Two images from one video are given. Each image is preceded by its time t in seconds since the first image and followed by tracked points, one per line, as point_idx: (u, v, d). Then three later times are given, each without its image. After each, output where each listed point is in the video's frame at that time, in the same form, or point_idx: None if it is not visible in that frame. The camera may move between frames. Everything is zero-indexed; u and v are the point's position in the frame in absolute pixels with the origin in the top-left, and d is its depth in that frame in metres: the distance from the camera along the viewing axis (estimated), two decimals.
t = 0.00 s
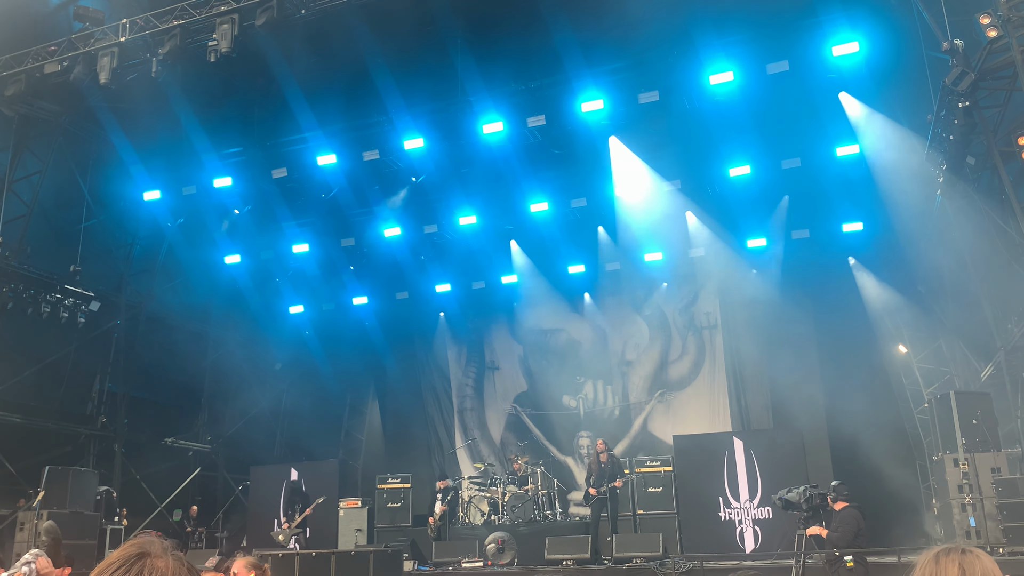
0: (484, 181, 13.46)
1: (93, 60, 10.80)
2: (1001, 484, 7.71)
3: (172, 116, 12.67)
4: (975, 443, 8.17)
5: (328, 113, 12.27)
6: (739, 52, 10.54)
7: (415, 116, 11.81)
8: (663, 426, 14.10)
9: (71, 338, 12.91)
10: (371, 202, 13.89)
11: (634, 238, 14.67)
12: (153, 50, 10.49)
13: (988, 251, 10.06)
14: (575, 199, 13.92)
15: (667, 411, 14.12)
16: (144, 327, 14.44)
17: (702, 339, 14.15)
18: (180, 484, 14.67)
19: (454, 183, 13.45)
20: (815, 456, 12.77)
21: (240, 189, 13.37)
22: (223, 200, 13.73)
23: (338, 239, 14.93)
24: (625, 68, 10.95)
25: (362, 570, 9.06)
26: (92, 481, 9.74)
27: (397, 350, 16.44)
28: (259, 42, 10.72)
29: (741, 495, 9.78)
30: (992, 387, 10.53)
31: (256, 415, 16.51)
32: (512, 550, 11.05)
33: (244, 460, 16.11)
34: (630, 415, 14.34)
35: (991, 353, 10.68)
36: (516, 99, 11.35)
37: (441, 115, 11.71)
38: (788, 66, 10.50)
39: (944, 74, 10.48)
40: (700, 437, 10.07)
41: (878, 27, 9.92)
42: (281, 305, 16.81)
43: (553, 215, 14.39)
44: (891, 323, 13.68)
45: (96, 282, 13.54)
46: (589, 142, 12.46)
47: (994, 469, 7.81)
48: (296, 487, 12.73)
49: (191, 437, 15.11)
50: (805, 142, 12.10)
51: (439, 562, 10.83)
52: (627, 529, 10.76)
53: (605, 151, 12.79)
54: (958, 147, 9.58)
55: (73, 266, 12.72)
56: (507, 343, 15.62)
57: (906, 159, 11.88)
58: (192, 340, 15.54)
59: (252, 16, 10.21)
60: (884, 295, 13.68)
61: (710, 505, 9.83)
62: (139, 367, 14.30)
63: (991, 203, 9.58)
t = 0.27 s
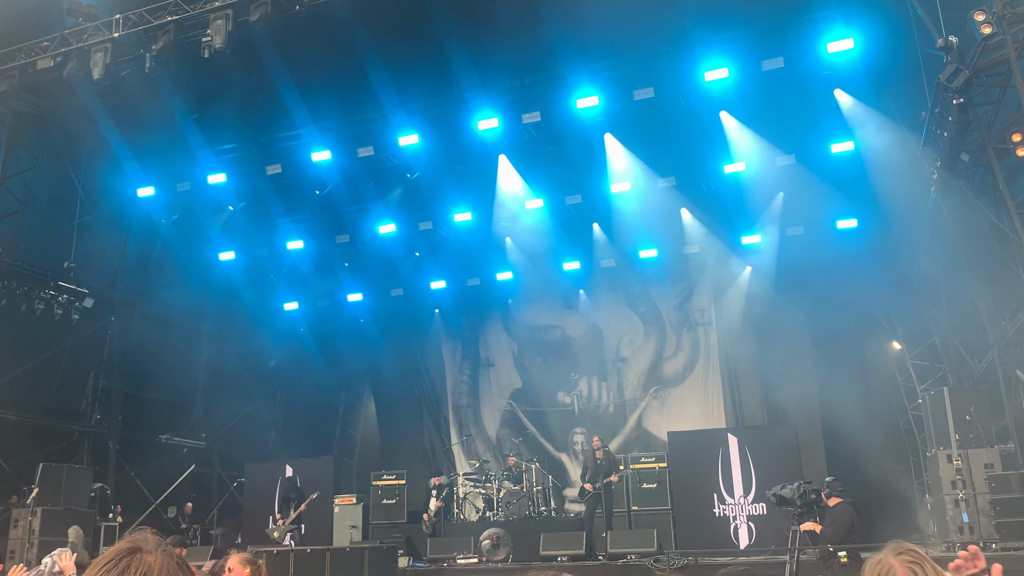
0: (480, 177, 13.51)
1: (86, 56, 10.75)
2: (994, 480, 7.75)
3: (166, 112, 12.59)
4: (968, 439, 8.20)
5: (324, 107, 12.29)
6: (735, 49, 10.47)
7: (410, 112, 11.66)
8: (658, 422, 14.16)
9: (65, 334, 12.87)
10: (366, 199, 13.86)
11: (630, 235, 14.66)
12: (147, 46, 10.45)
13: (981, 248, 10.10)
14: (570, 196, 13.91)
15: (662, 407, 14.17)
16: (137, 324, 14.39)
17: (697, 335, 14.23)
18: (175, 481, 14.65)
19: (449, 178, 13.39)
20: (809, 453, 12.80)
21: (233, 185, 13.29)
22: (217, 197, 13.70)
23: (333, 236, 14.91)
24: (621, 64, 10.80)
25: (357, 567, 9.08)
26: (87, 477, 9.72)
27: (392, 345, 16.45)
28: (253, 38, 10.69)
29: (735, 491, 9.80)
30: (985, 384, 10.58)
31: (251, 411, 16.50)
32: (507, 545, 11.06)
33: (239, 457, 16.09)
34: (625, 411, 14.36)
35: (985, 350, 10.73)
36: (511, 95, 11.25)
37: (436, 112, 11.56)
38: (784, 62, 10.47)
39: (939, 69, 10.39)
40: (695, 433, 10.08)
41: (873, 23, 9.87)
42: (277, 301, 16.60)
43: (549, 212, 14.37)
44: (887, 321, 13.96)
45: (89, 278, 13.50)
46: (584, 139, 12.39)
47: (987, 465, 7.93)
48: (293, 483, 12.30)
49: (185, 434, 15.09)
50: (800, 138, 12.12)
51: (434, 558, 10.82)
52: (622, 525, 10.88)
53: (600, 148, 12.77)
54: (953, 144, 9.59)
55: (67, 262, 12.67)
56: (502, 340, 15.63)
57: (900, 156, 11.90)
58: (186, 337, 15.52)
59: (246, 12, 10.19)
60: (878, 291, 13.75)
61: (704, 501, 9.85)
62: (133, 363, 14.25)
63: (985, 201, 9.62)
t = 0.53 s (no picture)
0: (476, 173, 13.48)
1: (82, 52, 10.72)
2: (991, 475, 7.73)
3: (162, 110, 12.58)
4: (965, 434, 8.21)
5: (320, 103, 12.15)
6: (731, 45, 10.46)
7: (407, 109, 11.67)
8: (656, 419, 14.13)
9: (61, 332, 12.85)
10: (363, 196, 13.85)
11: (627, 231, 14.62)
12: (144, 42, 10.42)
13: (978, 243, 10.11)
14: (567, 192, 13.90)
15: (659, 403, 14.17)
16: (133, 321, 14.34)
17: (694, 331, 14.22)
18: (172, 478, 14.65)
19: (445, 175, 13.41)
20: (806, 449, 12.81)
21: (230, 182, 13.29)
22: (214, 193, 13.69)
23: (330, 232, 14.91)
24: (618, 59, 10.80)
25: (355, 563, 9.09)
26: (83, 475, 9.70)
27: (389, 341, 16.47)
28: (249, 34, 10.65)
29: (733, 487, 9.80)
30: (983, 380, 10.59)
31: (249, 408, 16.50)
32: (504, 543, 11.05)
33: (236, 454, 16.08)
34: (622, 408, 14.37)
35: (982, 345, 10.74)
36: (507, 91, 11.25)
37: (433, 108, 11.56)
38: (781, 58, 10.46)
39: (936, 65, 10.44)
40: (692, 429, 10.08)
41: (869, 18, 9.89)
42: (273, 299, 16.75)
43: (546, 208, 14.36)
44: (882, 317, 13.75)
45: (86, 276, 13.46)
46: (581, 135, 12.38)
47: (984, 461, 7.83)
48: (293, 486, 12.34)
49: (183, 431, 15.08)
50: (797, 134, 12.11)
51: (432, 556, 10.76)
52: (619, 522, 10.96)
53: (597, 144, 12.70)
54: (949, 140, 9.58)
55: (64, 259, 12.67)
56: (500, 337, 15.62)
57: (896, 151, 11.91)
58: (184, 333, 15.51)
59: (242, 8, 10.13)
60: (874, 287, 13.77)
61: (701, 497, 9.86)
62: (129, 361, 14.22)
63: (981, 196, 9.62)
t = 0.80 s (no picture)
0: (473, 172, 13.48)
1: (77, 51, 10.72)
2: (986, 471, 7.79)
3: (158, 111, 12.44)
4: (959, 431, 8.22)
5: (315, 103, 12.19)
6: (726, 43, 10.47)
7: (403, 108, 11.66)
8: (651, 415, 14.20)
9: (57, 332, 12.83)
10: (359, 194, 13.84)
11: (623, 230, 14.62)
12: (138, 41, 10.42)
13: (974, 240, 10.13)
14: (563, 190, 13.85)
15: (655, 401, 14.21)
16: (128, 321, 14.34)
17: (690, 329, 14.32)
18: (169, 478, 14.64)
19: (441, 174, 13.40)
20: (802, 446, 12.86)
21: (224, 180, 13.23)
22: (209, 192, 13.61)
23: (326, 231, 14.92)
24: (614, 57, 10.79)
25: (352, 563, 9.05)
26: (79, 475, 9.69)
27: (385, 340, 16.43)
28: (245, 33, 10.63)
29: (729, 484, 9.82)
30: (978, 376, 10.63)
31: (245, 407, 16.49)
32: (501, 541, 11.09)
33: (233, 453, 16.05)
34: (618, 405, 14.40)
35: (977, 342, 10.78)
36: (502, 89, 11.29)
37: (428, 107, 11.56)
38: (776, 56, 10.47)
39: (931, 62, 10.61)
40: (689, 426, 10.10)
41: (863, 16, 9.93)
42: (269, 298, 16.68)
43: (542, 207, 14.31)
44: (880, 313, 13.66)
45: (81, 275, 13.45)
46: (577, 134, 12.34)
47: (978, 457, 7.96)
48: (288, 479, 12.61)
49: (179, 430, 15.07)
50: (793, 132, 12.10)
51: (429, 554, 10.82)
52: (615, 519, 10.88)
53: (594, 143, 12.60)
54: (943, 138, 9.65)
55: (59, 258, 12.71)
56: (495, 334, 15.65)
57: (891, 147, 11.94)
58: (180, 332, 15.51)
59: (237, 7, 10.11)
60: (870, 284, 13.79)
61: (698, 494, 9.87)
62: (124, 361, 14.19)
63: (976, 194, 9.64)
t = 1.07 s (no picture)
0: (469, 166, 13.48)
1: (70, 45, 10.66)
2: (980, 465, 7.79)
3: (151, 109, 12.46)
4: (953, 425, 8.26)
5: (311, 98, 11.91)
6: (722, 39, 10.50)
7: (399, 102, 11.87)
8: (647, 410, 14.19)
9: (52, 327, 12.80)
10: (354, 188, 13.82)
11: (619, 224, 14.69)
12: (132, 35, 10.38)
13: (969, 235, 10.14)
14: (559, 184, 13.84)
15: (651, 396, 14.21)
16: (125, 315, 14.46)
17: (686, 324, 14.28)
18: (165, 472, 14.65)
19: (437, 168, 13.39)
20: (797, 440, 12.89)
21: (221, 175, 13.32)
22: (204, 186, 13.60)
23: (322, 226, 14.89)
24: (607, 53, 10.89)
25: (348, 557, 9.06)
26: (75, 470, 9.67)
27: (381, 334, 16.51)
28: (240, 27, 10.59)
29: (724, 479, 9.85)
30: (972, 370, 10.67)
31: (241, 402, 16.49)
32: (497, 535, 11.00)
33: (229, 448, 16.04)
34: (614, 400, 14.42)
35: (971, 337, 10.80)
36: (497, 84, 11.44)
37: (424, 101, 11.79)
38: (771, 51, 10.50)
39: (925, 57, 10.59)
40: (684, 420, 10.12)
41: (858, 11, 9.91)
42: (264, 292, 16.57)
43: (538, 202, 14.26)
44: (872, 305, 13.84)
45: (76, 270, 13.41)
46: (572, 128, 12.43)
47: (972, 451, 7.96)
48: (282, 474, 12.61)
49: (175, 425, 15.07)
50: (789, 127, 12.11)
51: (425, 548, 10.77)
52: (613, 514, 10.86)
53: (588, 137, 12.71)
54: (939, 132, 9.66)
55: (54, 253, 12.68)
56: (491, 329, 15.65)
57: (886, 142, 11.94)
58: (174, 327, 15.57)
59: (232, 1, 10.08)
60: (864, 279, 13.87)
61: (694, 489, 9.89)
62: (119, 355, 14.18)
63: (971, 189, 9.66)
